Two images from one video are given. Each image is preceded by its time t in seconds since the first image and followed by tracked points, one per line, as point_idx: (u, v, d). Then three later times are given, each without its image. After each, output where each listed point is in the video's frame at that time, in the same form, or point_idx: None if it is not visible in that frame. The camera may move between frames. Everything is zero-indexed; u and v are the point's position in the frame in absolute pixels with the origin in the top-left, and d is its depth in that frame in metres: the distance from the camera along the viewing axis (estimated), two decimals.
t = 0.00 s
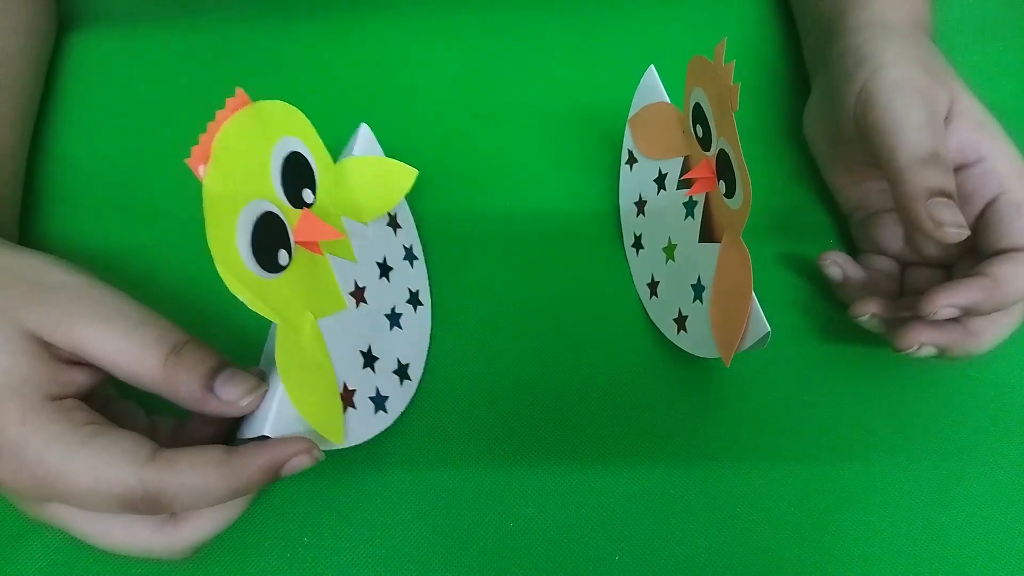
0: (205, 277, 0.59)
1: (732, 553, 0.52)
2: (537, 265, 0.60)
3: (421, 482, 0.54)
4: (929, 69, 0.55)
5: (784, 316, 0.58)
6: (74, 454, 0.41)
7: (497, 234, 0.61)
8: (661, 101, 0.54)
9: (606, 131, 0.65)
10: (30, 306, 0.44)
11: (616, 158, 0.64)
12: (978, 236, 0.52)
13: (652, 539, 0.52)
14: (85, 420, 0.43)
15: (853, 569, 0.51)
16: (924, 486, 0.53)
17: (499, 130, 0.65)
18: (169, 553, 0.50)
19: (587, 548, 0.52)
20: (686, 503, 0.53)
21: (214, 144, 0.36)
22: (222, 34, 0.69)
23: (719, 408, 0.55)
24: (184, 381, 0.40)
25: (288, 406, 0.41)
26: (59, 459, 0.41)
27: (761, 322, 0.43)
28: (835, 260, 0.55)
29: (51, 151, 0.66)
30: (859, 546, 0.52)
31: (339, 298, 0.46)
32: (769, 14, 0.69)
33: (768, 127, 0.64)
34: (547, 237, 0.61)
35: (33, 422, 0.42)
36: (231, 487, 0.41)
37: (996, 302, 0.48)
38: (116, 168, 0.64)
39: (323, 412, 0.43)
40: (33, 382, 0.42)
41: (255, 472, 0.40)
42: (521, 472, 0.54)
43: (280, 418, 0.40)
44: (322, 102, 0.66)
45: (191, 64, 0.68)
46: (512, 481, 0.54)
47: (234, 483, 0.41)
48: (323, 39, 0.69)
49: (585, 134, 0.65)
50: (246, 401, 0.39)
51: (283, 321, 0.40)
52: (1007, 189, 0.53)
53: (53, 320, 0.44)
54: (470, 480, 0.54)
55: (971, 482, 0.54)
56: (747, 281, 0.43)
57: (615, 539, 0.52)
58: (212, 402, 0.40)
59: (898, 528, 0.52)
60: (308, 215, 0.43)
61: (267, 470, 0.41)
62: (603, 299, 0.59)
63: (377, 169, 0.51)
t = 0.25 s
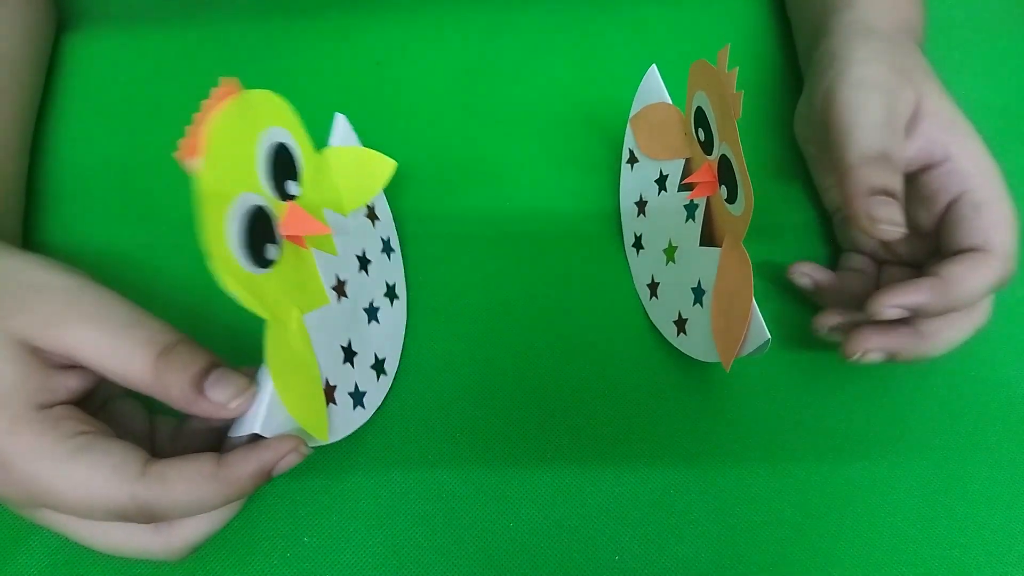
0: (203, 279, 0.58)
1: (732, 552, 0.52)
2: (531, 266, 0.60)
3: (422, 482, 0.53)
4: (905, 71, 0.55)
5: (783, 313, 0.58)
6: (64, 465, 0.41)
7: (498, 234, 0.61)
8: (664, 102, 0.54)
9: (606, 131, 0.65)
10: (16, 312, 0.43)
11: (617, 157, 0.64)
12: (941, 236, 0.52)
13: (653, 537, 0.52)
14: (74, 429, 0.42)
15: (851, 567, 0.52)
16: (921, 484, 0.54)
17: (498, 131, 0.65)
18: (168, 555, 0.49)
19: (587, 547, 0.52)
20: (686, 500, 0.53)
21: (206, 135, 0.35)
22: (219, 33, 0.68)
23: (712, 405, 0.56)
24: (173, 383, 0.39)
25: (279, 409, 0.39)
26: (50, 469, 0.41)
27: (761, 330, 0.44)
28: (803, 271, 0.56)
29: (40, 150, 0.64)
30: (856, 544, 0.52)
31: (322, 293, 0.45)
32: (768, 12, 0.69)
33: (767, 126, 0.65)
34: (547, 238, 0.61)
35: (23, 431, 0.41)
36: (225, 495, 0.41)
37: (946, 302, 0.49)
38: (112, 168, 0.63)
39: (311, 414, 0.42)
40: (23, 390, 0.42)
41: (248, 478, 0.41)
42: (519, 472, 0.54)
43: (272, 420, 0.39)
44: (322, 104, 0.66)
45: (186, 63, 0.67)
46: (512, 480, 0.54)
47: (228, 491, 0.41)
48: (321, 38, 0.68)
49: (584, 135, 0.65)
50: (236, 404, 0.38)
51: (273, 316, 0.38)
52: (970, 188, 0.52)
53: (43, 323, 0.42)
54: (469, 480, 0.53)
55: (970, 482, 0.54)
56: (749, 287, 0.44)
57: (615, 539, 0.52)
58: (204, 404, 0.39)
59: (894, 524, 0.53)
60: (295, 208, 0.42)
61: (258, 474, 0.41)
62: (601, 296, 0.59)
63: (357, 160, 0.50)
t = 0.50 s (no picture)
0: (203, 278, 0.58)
1: (731, 553, 0.52)
2: (532, 266, 0.60)
3: (423, 481, 0.53)
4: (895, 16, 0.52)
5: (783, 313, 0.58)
6: (51, 464, 0.41)
7: (498, 234, 0.61)
8: (667, 104, 0.54)
9: (605, 131, 0.65)
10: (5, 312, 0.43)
11: (616, 157, 0.64)
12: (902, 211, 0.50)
13: (653, 538, 0.52)
14: (61, 429, 0.43)
15: (851, 568, 0.52)
16: (921, 485, 0.54)
17: (498, 130, 0.65)
18: (158, 554, 0.49)
19: (588, 547, 0.52)
20: (687, 500, 0.53)
21: (201, 137, 0.35)
22: (220, 33, 0.69)
23: (714, 407, 0.55)
24: (160, 385, 0.39)
25: (269, 415, 0.39)
26: (36, 469, 0.41)
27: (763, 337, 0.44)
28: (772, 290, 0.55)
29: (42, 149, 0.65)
30: (856, 545, 0.52)
31: (324, 294, 0.45)
32: (769, 11, 0.69)
33: (768, 125, 0.64)
34: (546, 237, 0.61)
35: (10, 431, 0.42)
36: (210, 495, 0.41)
37: (917, 283, 0.46)
38: (113, 168, 0.63)
39: (301, 416, 0.42)
40: (11, 389, 0.42)
41: (235, 480, 0.40)
42: (522, 471, 0.54)
43: (260, 426, 0.39)
44: (323, 104, 0.66)
45: (187, 62, 0.67)
46: (510, 480, 0.54)
47: (215, 491, 0.41)
48: (321, 38, 0.68)
49: (584, 134, 0.65)
50: (222, 408, 0.38)
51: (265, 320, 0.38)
52: (928, 153, 0.50)
53: (30, 323, 0.42)
54: (471, 479, 0.54)
55: (971, 483, 0.54)
56: (750, 293, 0.44)
57: (616, 538, 0.52)
58: (190, 408, 0.38)
59: (894, 526, 0.53)
60: (295, 209, 0.42)
61: (245, 479, 0.41)
62: (604, 297, 0.59)
63: (362, 157, 0.51)
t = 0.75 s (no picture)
0: (205, 278, 0.58)
1: (732, 552, 0.52)
2: (530, 267, 0.60)
3: (422, 482, 0.53)
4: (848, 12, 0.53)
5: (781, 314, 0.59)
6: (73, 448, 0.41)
7: (499, 234, 0.61)
8: (667, 104, 0.54)
9: (607, 132, 0.65)
10: (28, 300, 0.43)
11: (617, 158, 0.64)
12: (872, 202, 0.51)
13: (653, 537, 0.53)
14: (81, 414, 0.42)
15: (850, 567, 0.52)
16: (920, 485, 0.54)
17: (500, 131, 0.65)
18: (174, 540, 0.49)
19: (588, 547, 0.52)
20: (687, 500, 0.53)
21: (245, 129, 0.35)
22: (222, 32, 0.69)
23: (713, 407, 0.56)
24: (187, 371, 0.39)
25: (294, 402, 0.39)
26: (60, 453, 0.41)
27: (761, 337, 0.44)
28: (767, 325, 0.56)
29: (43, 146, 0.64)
30: (855, 544, 0.53)
31: (341, 291, 0.45)
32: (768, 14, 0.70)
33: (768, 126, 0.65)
34: (548, 238, 0.61)
35: (31, 416, 0.41)
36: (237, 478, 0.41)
37: (912, 266, 0.45)
38: (115, 166, 0.63)
39: (324, 411, 0.42)
40: (32, 377, 0.42)
41: (260, 465, 0.41)
42: (519, 472, 0.54)
43: (285, 410, 0.39)
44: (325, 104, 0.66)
45: (189, 61, 0.67)
46: (511, 481, 0.54)
47: (241, 475, 0.41)
48: (323, 38, 0.68)
49: (585, 135, 0.65)
50: (249, 394, 0.38)
51: (293, 312, 0.38)
52: (889, 139, 0.52)
53: (52, 312, 0.43)
54: (471, 480, 0.54)
55: (969, 483, 0.54)
56: (749, 292, 0.44)
57: (616, 538, 0.52)
58: (215, 394, 0.38)
59: (893, 525, 0.53)
60: (320, 208, 0.42)
61: (269, 462, 0.41)
62: (604, 299, 0.59)
63: (379, 166, 0.50)
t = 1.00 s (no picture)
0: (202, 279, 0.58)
1: (732, 553, 0.52)
2: (527, 264, 0.60)
3: (421, 482, 0.53)
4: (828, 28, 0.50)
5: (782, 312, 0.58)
6: (37, 478, 0.41)
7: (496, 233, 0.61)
8: (664, 102, 0.54)
9: (603, 131, 0.65)
10: None
11: (614, 156, 0.63)
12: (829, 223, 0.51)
13: (653, 537, 0.52)
14: (44, 443, 0.43)
15: (850, 568, 0.51)
16: (921, 485, 0.53)
17: (496, 130, 0.65)
18: (158, 555, 0.50)
19: (588, 547, 0.52)
20: (687, 499, 0.53)
21: (138, 147, 0.35)
22: (217, 32, 0.68)
23: (712, 407, 0.56)
24: (139, 393, 0.39)
25: (253, 408, 0.40)
26: (21, 485, 0.41)
27: (761, 335, 0.43)
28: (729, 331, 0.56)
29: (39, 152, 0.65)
30: (856, 545, 0.52)
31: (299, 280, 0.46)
32: (766, 12, 0.69)
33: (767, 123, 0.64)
34: (545, 237, 0.61)
35: None
36: (201, 494, 0.41)
37: (853, 295, 0.47)
38: (111, 168, 0.63)
39: (285, 409, 0.43)
40: None
41: (221, 479, 0.40)
42: (518, 473, 0.54)
43: (245, 425, 0.40)
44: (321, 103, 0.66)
45: (183, 63, 0.67)
46: (511, 481, 0.54)
47: (205, 490, 0.41)
48: (317, 38, 0.68)
49: (581, 134, 0.65)
50: (204, 411, 0.38)
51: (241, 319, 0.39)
52: (844, 161, 0.51)
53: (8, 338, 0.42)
54: (469, 480, 0.54)
55: (971, 482, 0.54)
56: (749, 292, 0.43)
57: (616, 538, 0.52)
58: (172, 413, 0.38)
59: (894, 525, 0.53)
60: (253, 200, 0.42)
61: (234, 478, 0.41)
62: (603, 300, 0.59)
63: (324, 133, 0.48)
